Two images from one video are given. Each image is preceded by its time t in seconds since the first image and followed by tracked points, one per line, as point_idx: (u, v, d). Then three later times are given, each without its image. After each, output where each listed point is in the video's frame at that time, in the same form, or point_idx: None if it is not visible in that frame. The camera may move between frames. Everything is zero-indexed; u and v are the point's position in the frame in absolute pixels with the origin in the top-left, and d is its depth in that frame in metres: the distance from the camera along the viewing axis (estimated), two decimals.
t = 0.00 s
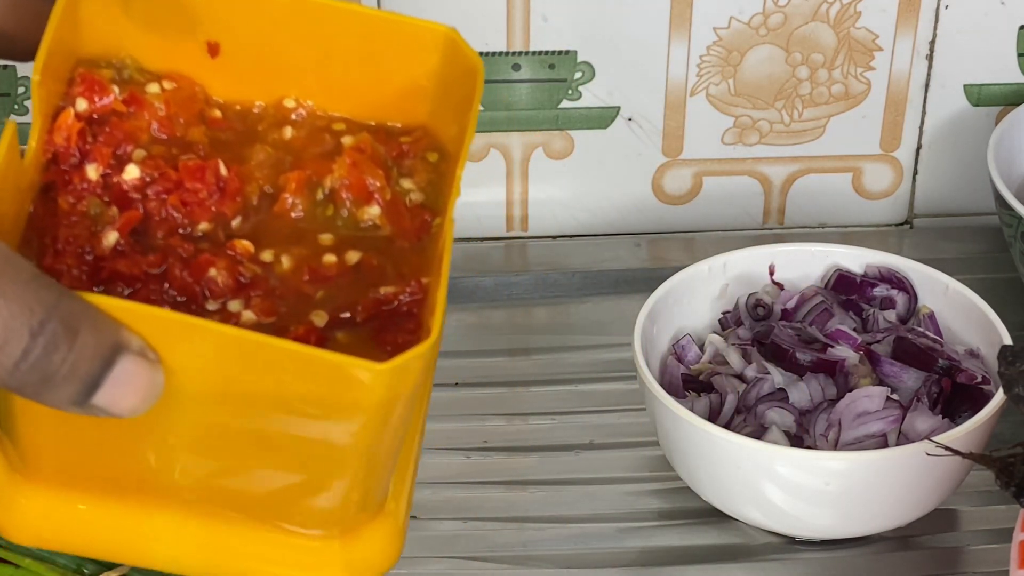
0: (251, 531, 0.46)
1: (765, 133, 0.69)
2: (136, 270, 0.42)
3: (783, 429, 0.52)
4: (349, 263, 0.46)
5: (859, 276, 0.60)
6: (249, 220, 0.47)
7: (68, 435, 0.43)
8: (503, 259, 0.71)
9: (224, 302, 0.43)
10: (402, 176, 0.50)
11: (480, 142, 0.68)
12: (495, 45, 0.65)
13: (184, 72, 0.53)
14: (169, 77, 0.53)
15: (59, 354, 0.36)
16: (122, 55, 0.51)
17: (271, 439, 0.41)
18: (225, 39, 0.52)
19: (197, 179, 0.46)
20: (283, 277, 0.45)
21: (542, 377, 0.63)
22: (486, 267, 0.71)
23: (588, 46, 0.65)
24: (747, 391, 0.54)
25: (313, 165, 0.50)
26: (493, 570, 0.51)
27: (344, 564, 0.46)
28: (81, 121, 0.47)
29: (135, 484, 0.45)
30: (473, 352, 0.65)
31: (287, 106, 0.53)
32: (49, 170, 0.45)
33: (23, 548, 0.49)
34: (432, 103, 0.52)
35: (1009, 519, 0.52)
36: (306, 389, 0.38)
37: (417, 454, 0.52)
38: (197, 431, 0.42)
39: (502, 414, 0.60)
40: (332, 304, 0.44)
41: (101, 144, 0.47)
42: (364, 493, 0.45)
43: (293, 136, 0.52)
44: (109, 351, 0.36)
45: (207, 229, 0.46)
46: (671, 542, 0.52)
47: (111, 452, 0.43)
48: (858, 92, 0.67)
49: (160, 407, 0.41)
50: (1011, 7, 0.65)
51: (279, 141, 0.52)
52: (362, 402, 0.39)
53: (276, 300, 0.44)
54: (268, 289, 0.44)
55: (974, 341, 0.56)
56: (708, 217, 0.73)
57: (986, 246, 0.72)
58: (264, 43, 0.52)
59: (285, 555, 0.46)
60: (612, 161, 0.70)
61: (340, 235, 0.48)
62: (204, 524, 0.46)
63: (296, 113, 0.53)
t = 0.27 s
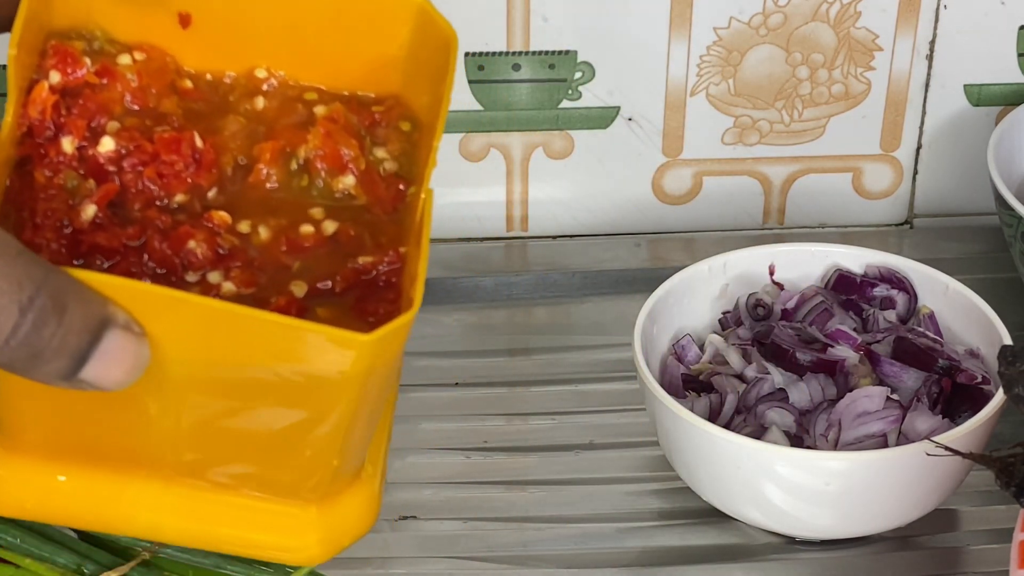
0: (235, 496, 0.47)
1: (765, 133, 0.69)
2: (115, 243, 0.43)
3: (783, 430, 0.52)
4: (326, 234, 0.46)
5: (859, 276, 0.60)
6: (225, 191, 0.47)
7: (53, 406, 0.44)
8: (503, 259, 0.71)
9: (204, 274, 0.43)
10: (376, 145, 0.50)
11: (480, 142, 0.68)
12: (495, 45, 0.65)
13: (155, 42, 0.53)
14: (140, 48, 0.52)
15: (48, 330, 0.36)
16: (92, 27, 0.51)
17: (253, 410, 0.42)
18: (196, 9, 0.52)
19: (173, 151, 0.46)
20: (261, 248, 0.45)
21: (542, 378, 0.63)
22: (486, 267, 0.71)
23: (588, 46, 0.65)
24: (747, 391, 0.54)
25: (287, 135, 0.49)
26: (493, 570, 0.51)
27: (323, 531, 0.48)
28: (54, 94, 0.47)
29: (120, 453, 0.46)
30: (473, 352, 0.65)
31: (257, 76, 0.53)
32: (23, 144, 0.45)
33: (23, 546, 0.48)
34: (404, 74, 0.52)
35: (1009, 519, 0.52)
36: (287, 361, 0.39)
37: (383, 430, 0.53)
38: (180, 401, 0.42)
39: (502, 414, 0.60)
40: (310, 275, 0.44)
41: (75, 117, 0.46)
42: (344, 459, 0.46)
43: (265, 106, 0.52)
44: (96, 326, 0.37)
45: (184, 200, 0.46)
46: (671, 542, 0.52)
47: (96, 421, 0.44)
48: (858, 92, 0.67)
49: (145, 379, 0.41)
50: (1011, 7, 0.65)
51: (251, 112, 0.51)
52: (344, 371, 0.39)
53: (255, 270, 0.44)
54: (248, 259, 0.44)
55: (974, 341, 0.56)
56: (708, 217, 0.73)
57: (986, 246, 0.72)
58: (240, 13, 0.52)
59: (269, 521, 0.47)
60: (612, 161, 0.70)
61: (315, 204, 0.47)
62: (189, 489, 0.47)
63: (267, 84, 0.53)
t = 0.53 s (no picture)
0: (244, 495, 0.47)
1: (765, 133, 0.69)
2: (117, 240, 0.43)
3: (783, 429, 0.52)
4: (329, 228, 0.46)
5: (859, 276, 0.60)
6: (226, 186, 0.47)
7: (57, 404, 0.43)
8: (503, 259, 0.71)
9: (207, 270, 0.43)
10: (377, 137, 0.50)
11: (480, 142, 0.68)
12: (495, 45, 0.65)
13: (151, 38, 0.53)
14: (136, 44, 0.52)
15: (51, 327, 0.36)
16: (88, 24, 0.51)
17: (258, 405, 0.42)
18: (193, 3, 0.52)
19: (173, 146, 0.46)
20: (265, 242, 0.45)
21: (542, 378, 0.63)
22: (486, 267, 0.71)
23: (588, 46, 0.65)
24: (747, 391, 0.54)
25: (287, 130, 0.49)
26: (492, 569, 0.51)
27: (332, 529, 0.47)
28: (52, 91, 0.47)
29: (125, 453, 0.46)
30: (473, 352, 0.65)
31: (256, 71, 0.53)
32: (22, 143, 0.45)
33: (23, 546, 0.49)
34: (403, 65, 0.52)
35: (1009, 519, 0.52)
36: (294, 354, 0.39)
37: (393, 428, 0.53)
38: (186, 396, 0.42)
39: (502, 414, 0.60)
40: (314, 269, 0.44)
41: (73, 114, 0.47)
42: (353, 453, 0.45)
43: (264, 101, 0.52)
44: (99, 322, 0.36)
45: (185, 196, 0.46)
46: (671, 542, 0.52)
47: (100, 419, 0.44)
48: (858, 92, 0.67)
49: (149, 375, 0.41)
50: (1011, 7, 0.65)
51: (251, 107, 0.51)
52: (352, 363, 0.39)
53: (258, 265, 0.44)
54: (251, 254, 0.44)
55: (974, 341, 0.56)
56: (708, 217, 0.73)
57: (986, 246, 0.72)
58: (239, 8, 0.52)
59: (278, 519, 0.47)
60: (612, 161, 0.70)
61: (316, 197, 0.47)
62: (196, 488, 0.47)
63: (265, 78, 0.53)
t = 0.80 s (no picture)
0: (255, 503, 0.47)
1: (765, 133, 0.69)
2: (117, 246, 0.42)
3: (783, 429, 0.52)
4: (332, 230, 0.46)
5: (859, 276, 0.60)
6: (227, 190, 0.47)
7: (61, 415, 0.43)
8: (503, 259, 0.71)
9: (209, 274, 0.43)
10: (380, 137, 0.50)
11: (480, 142, 0.68)
12: (495, 45, 0.65)
13: (149, 43, 0.53)
14: (134, 49, 0.52)
15: (49, 335, 0.36)
16: (85, 31, 0.51)
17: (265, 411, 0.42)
18: (190, 6, 0.52)
19: (172, 151, 0.46)
20: (268, 246, 0.45)
21: (542, 377, 0.63)
22: (486, 267, 0.71)
23: (588, 46, 0.65)
24: (747, 391, 0.54)
25: (288, 132, 0.49)
26: (492, 570, 0.51)
27: (344, 535, 0.48)
28: (48, 98, 0.47)
29: (128, 463, 0.46)
30: (473, 352, 0.65)
31: (256, 74, 0.53)
32: (20, 151, 0.45)
33: (24, 547, 0.49)
34: (404, 63, 0.52)
35: (1009, 519, 0.52)
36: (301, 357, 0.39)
37: (405, 429, 0.53)
38: (192, 406, 0.42)
39: (502, 414, 0.60)
40: (317, 271, 0.44)
41: (71, 121, 0.47)
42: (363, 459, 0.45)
43: (265, 104, 0.52)
44: (98, 330, 0.37)
45: (186, 202, 0.46)
46: (671, 542, 0.52)
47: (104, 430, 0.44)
48: (858, 92, 0.67)
49: (153, 383, 0.41)
50: (1011, 7, 0.65)
51: (252, 111, 0.51)
52: (359, 366, 0.39)
53: (261, 269, 0.44)
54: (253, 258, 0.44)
55: (974, 341, 0.56)
56: (708, 217, 0.73)
57: (986, 246, 0.72)
58: (237, 9, 0.52)
59: (291, 526, 0.47)
60: (612, 161, 0.70)
61: (319, 199, 0.48)
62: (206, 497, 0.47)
63: (266, 81, 0.53)
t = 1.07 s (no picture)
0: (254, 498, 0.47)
1: (765, 133, 0.69)
2: (108, 241, 0.42)
3: (783, 429, 0.52)
4: (324, 220, 0.46)
5: (859, 276, 0.60)
6: (216, 184, 0.47)
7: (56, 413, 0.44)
8: (503, 259, 0.71)
9: (201, 267, 0.43)
10: (368, 129, 0.50)
11: (480, 142, 0.68)
12: (495, 45, 0.65)
13: (133, 42, 0.53)
14: (118, 48, 0.52)
15: (44, 328, 0.37)
16: (69, 31, 0.52)
17: (261, 403, 0.42)
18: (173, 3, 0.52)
19: (160, 146, 0.47)
20: (258, 239, 0.45)
21: (542, 377, 0.63)
22: (486, 267, 0.71)
23: (588, 46, 0.65)
24: (747, 391, 0.54)
25: (275, 126, 0.49)
26: (492, 570, 0.51)
27: (341, 526, 0.48)
28: (35, 96, 0.48)
29: (122, 461, 0.46)
30: (472, 352, 0.65)
31: (242, 70, 0.53)
32: (7, 151, 0.47)
33: (24, 548, 0.49)
34: (388, 54, 0.52)
35: (1009, 519, 0.52)
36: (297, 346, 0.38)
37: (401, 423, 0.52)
38: (187, 400, 0.42)
39: (502, 413, 0.60)
40: (310, 262, 0.44)
41: (58, 119, 0.47)
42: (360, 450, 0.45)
43: (251, 99, 0.52)
44: (93, 322, 0.37)
45: (175, 197, 0.46)
46: (671, 542, 0.52)
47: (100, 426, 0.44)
48: (858, 92, 0.67)
49: (149, 378, 0.41)
50: (1011, 7, 0.65)
51: (238, 107, 0.51)
52: (355, 353, 0.38)
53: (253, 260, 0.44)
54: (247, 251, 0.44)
55: (974, 341, 0.56)
56: (708, 217, 0.73)
57: (986, 246, 0.72)
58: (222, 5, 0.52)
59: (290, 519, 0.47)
60: (612, 161, 0.70)
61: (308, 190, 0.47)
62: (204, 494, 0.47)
63: (251, 76, 0.53)
